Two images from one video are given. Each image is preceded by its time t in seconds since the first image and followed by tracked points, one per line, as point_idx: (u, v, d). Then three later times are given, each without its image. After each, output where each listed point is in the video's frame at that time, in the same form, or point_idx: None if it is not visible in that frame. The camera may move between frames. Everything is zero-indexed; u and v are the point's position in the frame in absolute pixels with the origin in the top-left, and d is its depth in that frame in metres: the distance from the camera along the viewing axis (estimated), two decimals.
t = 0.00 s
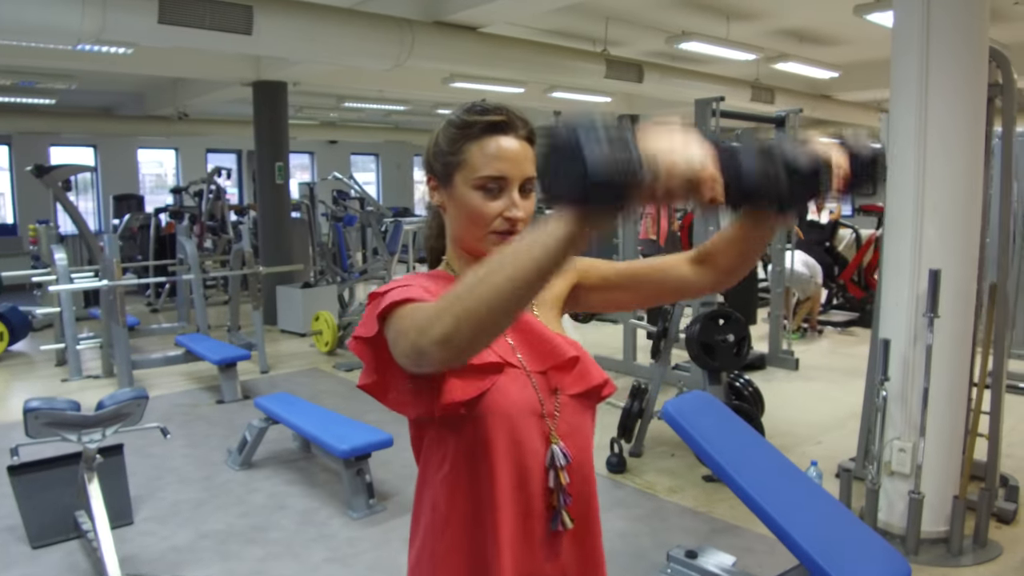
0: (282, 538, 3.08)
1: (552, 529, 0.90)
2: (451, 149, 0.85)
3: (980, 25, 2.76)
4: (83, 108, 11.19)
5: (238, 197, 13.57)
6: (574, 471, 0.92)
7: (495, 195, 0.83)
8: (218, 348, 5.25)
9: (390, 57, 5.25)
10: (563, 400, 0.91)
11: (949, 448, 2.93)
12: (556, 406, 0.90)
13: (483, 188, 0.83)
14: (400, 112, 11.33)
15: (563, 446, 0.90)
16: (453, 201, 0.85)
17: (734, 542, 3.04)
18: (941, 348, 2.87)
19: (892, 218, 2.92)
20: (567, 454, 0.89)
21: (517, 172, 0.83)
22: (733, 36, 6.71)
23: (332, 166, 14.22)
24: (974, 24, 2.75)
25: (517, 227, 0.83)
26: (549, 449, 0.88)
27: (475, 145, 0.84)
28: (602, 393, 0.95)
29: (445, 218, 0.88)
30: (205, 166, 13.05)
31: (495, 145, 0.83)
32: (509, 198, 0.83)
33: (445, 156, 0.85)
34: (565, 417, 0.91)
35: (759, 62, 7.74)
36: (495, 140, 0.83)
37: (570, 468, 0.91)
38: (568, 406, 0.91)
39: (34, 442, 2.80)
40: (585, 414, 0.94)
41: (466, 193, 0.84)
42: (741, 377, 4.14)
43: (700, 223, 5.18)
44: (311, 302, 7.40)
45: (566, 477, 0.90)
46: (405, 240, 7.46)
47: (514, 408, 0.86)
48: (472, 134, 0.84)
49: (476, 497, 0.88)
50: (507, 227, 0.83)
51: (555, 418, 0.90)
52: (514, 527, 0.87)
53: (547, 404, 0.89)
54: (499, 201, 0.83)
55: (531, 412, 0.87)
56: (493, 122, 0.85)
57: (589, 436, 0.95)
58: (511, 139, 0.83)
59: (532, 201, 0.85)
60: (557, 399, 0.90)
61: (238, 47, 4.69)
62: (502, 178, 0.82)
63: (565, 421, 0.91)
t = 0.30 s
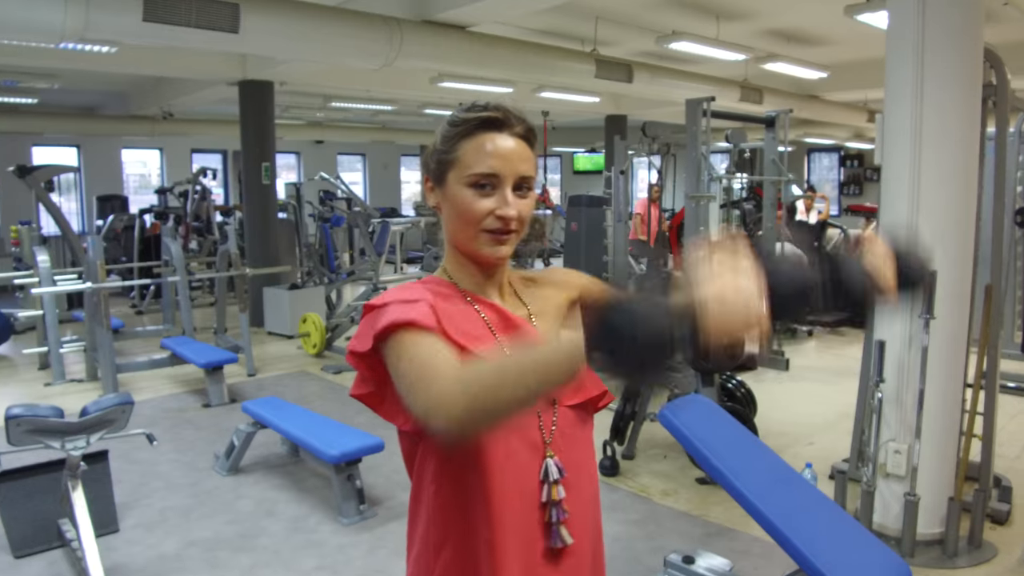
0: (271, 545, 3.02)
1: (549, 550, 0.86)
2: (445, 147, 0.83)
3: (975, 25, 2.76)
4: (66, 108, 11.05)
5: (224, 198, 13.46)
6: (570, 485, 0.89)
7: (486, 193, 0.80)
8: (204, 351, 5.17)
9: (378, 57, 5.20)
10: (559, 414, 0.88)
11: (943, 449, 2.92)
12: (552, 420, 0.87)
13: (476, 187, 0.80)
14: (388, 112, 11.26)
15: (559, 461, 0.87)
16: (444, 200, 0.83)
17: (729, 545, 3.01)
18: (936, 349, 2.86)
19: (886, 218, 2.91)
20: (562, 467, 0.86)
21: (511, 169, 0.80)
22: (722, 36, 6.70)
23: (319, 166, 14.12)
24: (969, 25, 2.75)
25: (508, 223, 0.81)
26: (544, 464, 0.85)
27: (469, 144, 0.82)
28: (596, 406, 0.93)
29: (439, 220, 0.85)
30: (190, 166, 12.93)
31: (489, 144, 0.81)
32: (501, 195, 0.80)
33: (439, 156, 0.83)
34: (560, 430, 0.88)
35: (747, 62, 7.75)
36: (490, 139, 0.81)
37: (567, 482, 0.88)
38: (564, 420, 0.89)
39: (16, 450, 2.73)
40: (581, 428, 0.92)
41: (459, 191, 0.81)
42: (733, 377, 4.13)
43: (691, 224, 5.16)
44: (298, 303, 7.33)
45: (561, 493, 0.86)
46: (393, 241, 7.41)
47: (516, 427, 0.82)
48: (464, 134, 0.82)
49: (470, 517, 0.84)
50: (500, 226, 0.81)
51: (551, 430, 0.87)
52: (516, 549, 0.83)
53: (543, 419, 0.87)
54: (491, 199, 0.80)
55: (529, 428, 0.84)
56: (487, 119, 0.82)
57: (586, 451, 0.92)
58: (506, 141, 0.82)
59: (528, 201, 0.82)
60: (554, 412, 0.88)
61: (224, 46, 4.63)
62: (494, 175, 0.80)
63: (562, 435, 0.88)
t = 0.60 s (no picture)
0: (257, 553, 2.96)
1: None
2: (433, 143, 0.80)
3: (969, 24, 2.74)
4: (48, 107, 10.93)
5: (209, 198, 13.35)
6: (580, 526, 0.79)
7: (479, 181, 0.76)
8: (189, 354, 5.10)
9: (365, 56, 5.15)
10: (573, 449, 0.78)
11: (935, 452, 2.90)
12: (566, 454, 0.77)
13: (468, 177, 0.76)
14: (374, 112, 11.20)
15: (568, 495, 0.76)
16: (439, 196, 0.78)
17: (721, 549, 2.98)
18: (928, 352, 2.84)
19: (878, 218, 2.89)
20: (570, 503, 0.75)
21: (501, 152, 0.77)
22: (711, 36, 6.69)
23: (305, 166, 14.04)
24: (962, 24, 2.73)
25: (508, 207, 0.75)
26: (551, 499, 0.74)
27: (457, 135, 0.79)
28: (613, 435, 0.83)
29: (438, 225, 0.81)
30: (174, 166, 12.83)
31: (478, 130, 0.78)
32: (495, 180, 0.76)
33: (429, 154, 0.81)
34: (573, 468, 0.78)
35: (735, 62, 7.74)
36: (481, 127, 0.78)
37: (575, 523, 0.77)
38: (577, 455, 0.78)
39: None
40: (593, 462, 0.81)
41: (450, 183, 0.77)
42: (724, 379, 4.11)
43: (680, 224, 5.13)
44: (284, 305, 7.26)
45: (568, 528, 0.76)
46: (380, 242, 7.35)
47: (524, 470, 0.72)
48: (448, 128, 0.80)
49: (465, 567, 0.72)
50: (499, 212, 0.76)
51: (564, 465, 0.76)
52: None
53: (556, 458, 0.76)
54: (484, 186, 0.76)
55: (541, 470, 0.73)
56: (470, 108, 0.80)
57: (596, 486, 0.82)
58: (501, 127, 0.79)
59: (525, 184, 0.78)
60: (567, 447, 0.77)
61: (208, 44, 4.56)
62: (484, 161, 0.76)
63: (574, 473, 0.78)
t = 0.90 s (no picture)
0: (243, 561, 2.92)
1: None
2: (426, 153, 0.78)
3: (960, 25, 2.73)
4: (33, 107, 10.82)
5: (196, 199, 13.27)
6: None
7: (475, 188, 0.73)
8: (174, 357, 5.04)
9: (354, 56, 5.10)
10: (580, 513, 0.73)
11: (927, 457, 2.89)
12: (571, 519, 0.72)
13: (461, 184, 0.73)
14: (363, 112, 11.14)
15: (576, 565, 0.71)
16: (434, 209, 0.75)
17: (713, 555, 2.96)
18: (920, 356, 2.83)
19: (869, 219, 2.88)
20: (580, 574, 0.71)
21: (499, 153, 0.73)
22: (701, 37, 6.67)
23: (294, 167, 13.96)
24: (953, 25, 2.72)
25: (503, 213, 0.70)
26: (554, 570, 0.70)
27: (452, 136, 0.76)
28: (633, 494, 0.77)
29: (436, 241, 0.76)
30: (162, 167, 12.74)
31: (475, 131, 0.75)
32: (491, 185, 0.72)
33: (423, 164, 0.79)
34: (582, 533, 0.73)
35: (725, 63, 7.74)
36: (482, 130, 0.75)
37: None
38: (584, 520, 0.73)
39: None
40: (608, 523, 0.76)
41: (444, 192, 0.74)
42: (714, 383, 4.08)
43: (671, 226, 5.11)
44: (272, 307, 7.21)
45: None
46: (369, 243, 7.31)
47: (514, 541, 0.68)
48: (443, 130, 0.77)
49: None
50: (497, 221, 0.71)
51: (569, 532, 0.72)
52: None
53: (560, 523, 0.71)
54: (479, 193, 0.72)
55: (536, 541, 0.70)
56: (463, 107, 0.78)
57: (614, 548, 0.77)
58: (503, 125, 0.75)
59: (531, 187, 0.73)
60: (574, 509, 0.72)
61: (194, 44, 4.50)
62: (478, 166, 0.73)
63: (585, 537, 0.73)
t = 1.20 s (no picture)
0: (228, 567, 2.88)
1: None
2: (373, 157, 0.77)
3: (949, 25, 2.73)
4: (16, 106, 10.70)
5: (183, 200, 13.17)
6: None
7: (426, 204, 0.72)
8: (160, 361, 4.99)
9: (341, 56, 5.07)
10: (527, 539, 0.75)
11: (917, 459, 2.88)
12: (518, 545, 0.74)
13: (411, 199, 0.72)
14: (351, 112, 11.08)
15: None
16: (380, 221, 0.74)
17: (702, 558, 2.94)
18: (910, 358, 2.82)
19: (858, 220, 2.87)
20: None
21: (453, 167, 0.73)
22: (690, 37, 6.66)
23: (282, 168, 13.88)
24: (943, 24, 2.72)
25: (454, 235, 0.70)
26: None
27: (401, 143, 0.75)
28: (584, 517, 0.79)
29: (378, 256, 0.75)
30: (148, 168, 12.64)
31: (426, 140, 0.74)
32: (443, 203, 0.72)
33: (369, 166, 0.77)
34: (534, 561, 0.75)
35: (713, 64, 7.74)
36: (436, 138, 0.74)
37: None
38: (534, 544, 0.75)
39: None
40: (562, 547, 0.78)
41: (393, 204, 0.73)
42: (704, 384, 4.06)
43: (659, 227, 5.09)
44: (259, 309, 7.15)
45: None
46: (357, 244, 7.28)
47: None
48: (393, 136, 0.76)
49: None
50: (447, 242, 0.71)
51: (517, 557, 0.74)
52: None
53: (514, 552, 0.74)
54: (430, 210, 0.72)
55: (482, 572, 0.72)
56: (418, 110, 0.76)
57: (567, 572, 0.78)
58: (459, 133, 0.75)
59: (484, 206, 0.73)
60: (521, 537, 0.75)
61: (178, 44, 4.45)
62: (430, 180, 0.72)
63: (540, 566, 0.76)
